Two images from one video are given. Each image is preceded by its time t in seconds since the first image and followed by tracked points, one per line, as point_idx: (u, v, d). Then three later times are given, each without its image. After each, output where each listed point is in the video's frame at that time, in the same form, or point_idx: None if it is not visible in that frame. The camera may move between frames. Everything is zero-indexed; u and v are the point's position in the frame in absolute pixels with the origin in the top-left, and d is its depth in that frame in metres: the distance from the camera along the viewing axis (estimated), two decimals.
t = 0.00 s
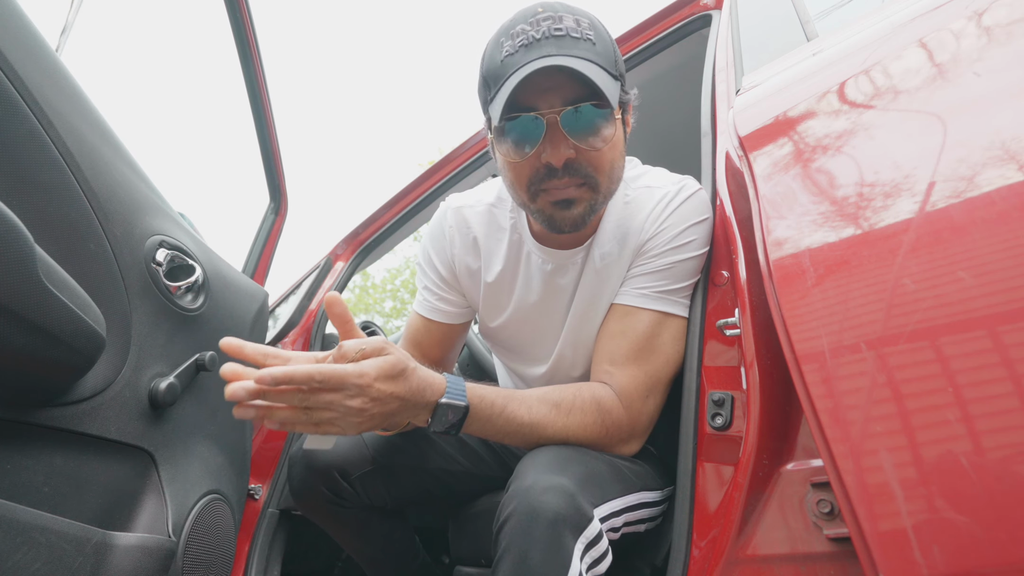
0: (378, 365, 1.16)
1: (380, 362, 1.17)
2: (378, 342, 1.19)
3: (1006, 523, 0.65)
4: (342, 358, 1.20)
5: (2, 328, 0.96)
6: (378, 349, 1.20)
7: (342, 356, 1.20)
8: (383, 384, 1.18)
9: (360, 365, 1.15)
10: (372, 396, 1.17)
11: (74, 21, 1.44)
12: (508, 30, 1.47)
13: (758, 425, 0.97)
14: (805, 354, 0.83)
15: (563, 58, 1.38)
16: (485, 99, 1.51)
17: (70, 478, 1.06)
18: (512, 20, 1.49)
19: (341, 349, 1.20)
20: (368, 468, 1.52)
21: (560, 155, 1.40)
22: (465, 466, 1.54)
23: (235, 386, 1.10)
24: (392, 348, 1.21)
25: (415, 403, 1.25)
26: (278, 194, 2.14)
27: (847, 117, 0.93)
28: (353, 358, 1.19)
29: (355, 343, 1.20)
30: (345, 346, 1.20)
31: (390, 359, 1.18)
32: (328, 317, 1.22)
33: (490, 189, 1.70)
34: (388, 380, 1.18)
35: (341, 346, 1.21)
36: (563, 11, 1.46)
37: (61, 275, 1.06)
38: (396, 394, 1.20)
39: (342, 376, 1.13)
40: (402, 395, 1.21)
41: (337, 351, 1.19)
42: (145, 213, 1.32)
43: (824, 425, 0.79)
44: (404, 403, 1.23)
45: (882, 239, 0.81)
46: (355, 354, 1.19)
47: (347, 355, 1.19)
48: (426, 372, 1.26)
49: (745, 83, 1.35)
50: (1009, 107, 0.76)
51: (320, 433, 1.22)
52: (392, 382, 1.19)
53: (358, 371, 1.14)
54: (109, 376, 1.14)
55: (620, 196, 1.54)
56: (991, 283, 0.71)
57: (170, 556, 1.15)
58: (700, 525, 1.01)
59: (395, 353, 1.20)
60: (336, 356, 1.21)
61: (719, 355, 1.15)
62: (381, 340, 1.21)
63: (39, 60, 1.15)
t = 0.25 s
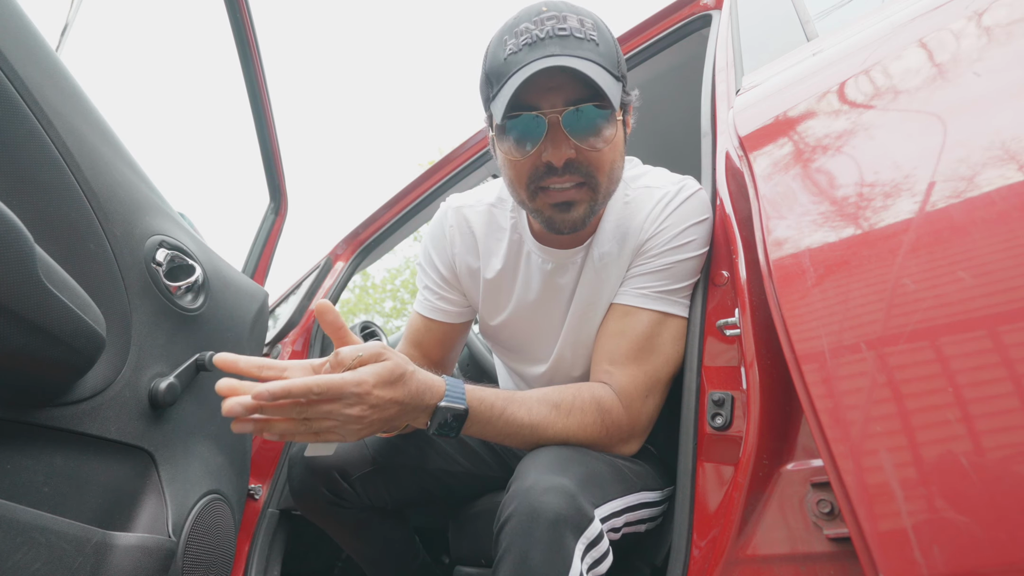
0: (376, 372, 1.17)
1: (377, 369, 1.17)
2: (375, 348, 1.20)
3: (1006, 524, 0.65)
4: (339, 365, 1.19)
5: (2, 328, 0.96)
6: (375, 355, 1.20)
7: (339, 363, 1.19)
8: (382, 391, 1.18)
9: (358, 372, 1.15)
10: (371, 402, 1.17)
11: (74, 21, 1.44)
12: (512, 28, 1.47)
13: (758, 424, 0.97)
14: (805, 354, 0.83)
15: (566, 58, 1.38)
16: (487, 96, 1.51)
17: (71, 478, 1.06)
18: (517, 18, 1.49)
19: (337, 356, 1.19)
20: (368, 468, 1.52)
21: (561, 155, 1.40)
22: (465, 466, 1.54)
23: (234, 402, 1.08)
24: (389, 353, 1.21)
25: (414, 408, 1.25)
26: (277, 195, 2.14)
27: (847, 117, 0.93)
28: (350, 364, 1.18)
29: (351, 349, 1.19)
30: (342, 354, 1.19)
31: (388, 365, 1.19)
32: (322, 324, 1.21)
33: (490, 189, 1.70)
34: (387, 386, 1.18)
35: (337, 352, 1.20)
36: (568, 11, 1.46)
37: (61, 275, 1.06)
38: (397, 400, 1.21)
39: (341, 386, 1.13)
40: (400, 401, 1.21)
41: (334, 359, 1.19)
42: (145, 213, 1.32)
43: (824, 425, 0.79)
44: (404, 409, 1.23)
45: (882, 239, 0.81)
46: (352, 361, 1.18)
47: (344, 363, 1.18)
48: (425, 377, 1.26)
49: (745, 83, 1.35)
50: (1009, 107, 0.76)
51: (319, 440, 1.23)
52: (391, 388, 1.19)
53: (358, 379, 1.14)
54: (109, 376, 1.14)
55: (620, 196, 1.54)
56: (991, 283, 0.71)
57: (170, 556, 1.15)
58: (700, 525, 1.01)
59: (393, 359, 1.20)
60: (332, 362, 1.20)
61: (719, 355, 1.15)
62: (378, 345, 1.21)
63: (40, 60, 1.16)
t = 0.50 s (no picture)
0: (377, 369, 1.17)
1: (378, 366, 1.17)
2: (376, 345, 1.20)
3: (1006, 524, 0.65)
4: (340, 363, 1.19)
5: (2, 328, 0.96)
6: (376, 352, 1.20)
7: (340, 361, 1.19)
8: (382, 389, 1.18)
9: (359, 370, 1.15)
10: (371, 400, 1.17)
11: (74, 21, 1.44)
12: (513, 29, 1.47)
13: (758, 424, 0.97)
14: (805, 354, 0.83)
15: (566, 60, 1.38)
16: (488, 97, 1.51)
17: (71, 478, 1.06)
18: (518, 19, 1.49)
19: (338, 354, 1.19)
20: (368, 467, 1.52)
21: (562, 157, 1.40)
22: (465, 466, 1.55)
23: (234, 398, 1.07)
24: (389, 351, 1.21)
25: (414, 407, 1.25)
26: (277, 195, 2.13)
27: (847, 116, 0.93)
28: (351, 362, 1.18)
29: (352, 347, 1.19)
30: (343, 352, 1.19)
31: (389, 363, 1.19)
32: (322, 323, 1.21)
33: (490, 189, 1.70)
34: (387, 384, 1.19)
35: (338, 350, 1.20)
36: (569, 12, 1.46)
37: (61, 275, 1.06)
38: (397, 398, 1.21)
39: (342, 383, 1.13)
40: (401, 399, 1.21)
41: (334, 357, 1.19)
42: (145, 213, 1.32)
43: (823, 425, 0.79)
44: (405, 408, 1.23)
45: (882, 239, 0.81)
46: (352, 359, 1.18)
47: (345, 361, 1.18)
48: (425, 376, 1.26)
49: (745, 83, 1.35)
50: (1009, 107, 0.76)
51: (319, 438, 1.23)
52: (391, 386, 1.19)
53: (359, 376, 1.14)
54: (109, 376, 1.14)
55: (621, 196, 1.54)
56: (991, 283, 0.71)
57: (170, 556, 1.15)
58: (700, 525, 1.01)
59: (394, 357, 1.21)
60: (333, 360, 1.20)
61: (719, 355, 1.15)
62: (379, 343, 1.22)
63: (40, 60, 1.16)
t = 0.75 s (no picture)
0: (377, 370, 1.17)
1: (378, 368, 1.17)
2: (376, 346, 1.20)
3: (1006, 524, 0.65)
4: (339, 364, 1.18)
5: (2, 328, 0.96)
6: (376, 353, 1.20)
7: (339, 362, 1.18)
8: (382, 390, 1.18)
9: (359, 371, 1.15)
10: (372, 401, 1.17)
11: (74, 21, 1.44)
12: (513, 30, 1.47)
13: (758, 424, 0.97)
14: (805, 354, 0.83)
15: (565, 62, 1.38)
16: (489, 97, 1.51)
17: (71, 478, 1.06)
18: (518, 20, 1.49)
19: (337, 355, 1.18)
20: (369, 468, 1.52)
21: (560, 158, 1.40)
22: (465, 466, 1.54)
23: (234, 402, 1.07)
24: (389, 352, 1.21)
25: (415, 407, 1.25)
26: (278, 195, 2.13)
27: (847, 117, 0.93)
28: (351, 363, 1.18)
29: (351, 348, 1.19)
30: (342, 353, 1.18)
31: (389, 364, 1.19)
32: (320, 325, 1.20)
33: (490, 189, 1.70)
34: (387, 385, 1.19)
35: (338, 351, 1.20)
36: (569, 13, 1.46)
37: (62, 275, 1.06)
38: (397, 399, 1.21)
39: (342, 385, 1.13)
40: (401, 400, 1.21)
41: (334, 358, 1.18)
42: (145, 213, 1.32)
43: (823, 425, 0.79)
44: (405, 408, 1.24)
45: (882, 239, 0.81)
46: (352, 359, 1.18)
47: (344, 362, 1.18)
48: (425, 377, 1.26)
49: (745, 83, 1.35)
50: (1009, 107, 0.76)
51: (319, 439, 1.23)
52: (392, 387, 1.19)
53: (359, 377, 1.14)
54: (109, 376, 1.14)
55: (621, 196, 1.54)
56: (991, 283, 0.71)
57: (170, 556, 1.15)
58: (700, 525, 1.01)
59: (394, 358, 1.21)
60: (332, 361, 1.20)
61: (719, 355, 1.15)
62: (379, 344, 1.22)
63: (40, 60, 1.16)
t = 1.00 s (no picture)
0: (377, 370, 1.17)
1: (378, 367, 1.17)
2: (376, 346, 1.20)
3: (1007, 524, 0.65)
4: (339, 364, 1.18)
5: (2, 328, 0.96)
6: (376, 353, 1.20)
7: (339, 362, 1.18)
8: (382, 389, 1.18)
9: (359, 371, 1.15)
10: (372, 401, 1.17)
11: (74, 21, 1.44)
12: (514, 30, 1.47)
13: (758, 424, 0.97)
14: (805, 354, 0.83)
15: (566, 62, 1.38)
16: (490, 97, 1.51)
17: (71, 478, 1.06)
18: (519, 20, 1.49)
19: (337, 355, 1.18)
20: (369, 468, 1.52)
21: (560, 159, 1.40)
22: (465, 466, 1.54)
23: (234, 402, 1.07)
24: (389, 352, 1.21)
25: (415, 407, 1.25)
26: (278, 195, 2.13)
27: (847, 117, 0.93)
28: (351, 363, 1.18)
29: (351, 348, 1.19)
30: (342, 353, 1.18)
31: (389, 364, 1.19)
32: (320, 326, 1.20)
33: (490, 189, 1.70)
34: (387, 385, 1.19)
35: (338, 351, 1.20)
36: (571, 14, 1.46)
37: (62, 275, 1.06)
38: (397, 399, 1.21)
39: (343, 384, 1.13)
40: (401, 400, 1.21)
41: (334, 358, 1.18)
42: (145, 213, 1.32)
43: (823, 425, 0.79)
44: (405, 408, 1.23)
45: (882, 239, 0.81)
46: (352, 359, 1.18)
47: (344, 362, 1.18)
48: (425, 376, 1.26)
49: (745, 83, 1.35)
50: (1009, 107, 0.76)
51: (319, 439, 1.23)
52: (392, 386, 1.19)
53: (359, 377, 1.14)
54: (109, 376, 1.14)
55: (621, 197, 1.54)
56: (991, 283, 0.71)
57: (170, 556, 1.15)
58: (700, 525, 1.01)
59: (394, 357, 1.21)
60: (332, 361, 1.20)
61: (719, 355, 1.15)
62: (379, 344, 1.22)
63: (40, 61, 1.16)
